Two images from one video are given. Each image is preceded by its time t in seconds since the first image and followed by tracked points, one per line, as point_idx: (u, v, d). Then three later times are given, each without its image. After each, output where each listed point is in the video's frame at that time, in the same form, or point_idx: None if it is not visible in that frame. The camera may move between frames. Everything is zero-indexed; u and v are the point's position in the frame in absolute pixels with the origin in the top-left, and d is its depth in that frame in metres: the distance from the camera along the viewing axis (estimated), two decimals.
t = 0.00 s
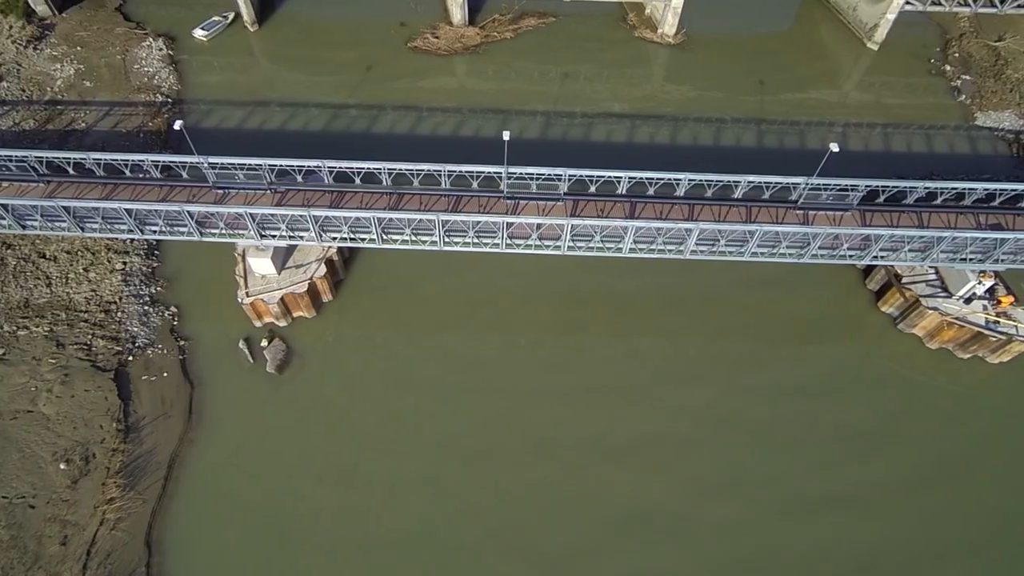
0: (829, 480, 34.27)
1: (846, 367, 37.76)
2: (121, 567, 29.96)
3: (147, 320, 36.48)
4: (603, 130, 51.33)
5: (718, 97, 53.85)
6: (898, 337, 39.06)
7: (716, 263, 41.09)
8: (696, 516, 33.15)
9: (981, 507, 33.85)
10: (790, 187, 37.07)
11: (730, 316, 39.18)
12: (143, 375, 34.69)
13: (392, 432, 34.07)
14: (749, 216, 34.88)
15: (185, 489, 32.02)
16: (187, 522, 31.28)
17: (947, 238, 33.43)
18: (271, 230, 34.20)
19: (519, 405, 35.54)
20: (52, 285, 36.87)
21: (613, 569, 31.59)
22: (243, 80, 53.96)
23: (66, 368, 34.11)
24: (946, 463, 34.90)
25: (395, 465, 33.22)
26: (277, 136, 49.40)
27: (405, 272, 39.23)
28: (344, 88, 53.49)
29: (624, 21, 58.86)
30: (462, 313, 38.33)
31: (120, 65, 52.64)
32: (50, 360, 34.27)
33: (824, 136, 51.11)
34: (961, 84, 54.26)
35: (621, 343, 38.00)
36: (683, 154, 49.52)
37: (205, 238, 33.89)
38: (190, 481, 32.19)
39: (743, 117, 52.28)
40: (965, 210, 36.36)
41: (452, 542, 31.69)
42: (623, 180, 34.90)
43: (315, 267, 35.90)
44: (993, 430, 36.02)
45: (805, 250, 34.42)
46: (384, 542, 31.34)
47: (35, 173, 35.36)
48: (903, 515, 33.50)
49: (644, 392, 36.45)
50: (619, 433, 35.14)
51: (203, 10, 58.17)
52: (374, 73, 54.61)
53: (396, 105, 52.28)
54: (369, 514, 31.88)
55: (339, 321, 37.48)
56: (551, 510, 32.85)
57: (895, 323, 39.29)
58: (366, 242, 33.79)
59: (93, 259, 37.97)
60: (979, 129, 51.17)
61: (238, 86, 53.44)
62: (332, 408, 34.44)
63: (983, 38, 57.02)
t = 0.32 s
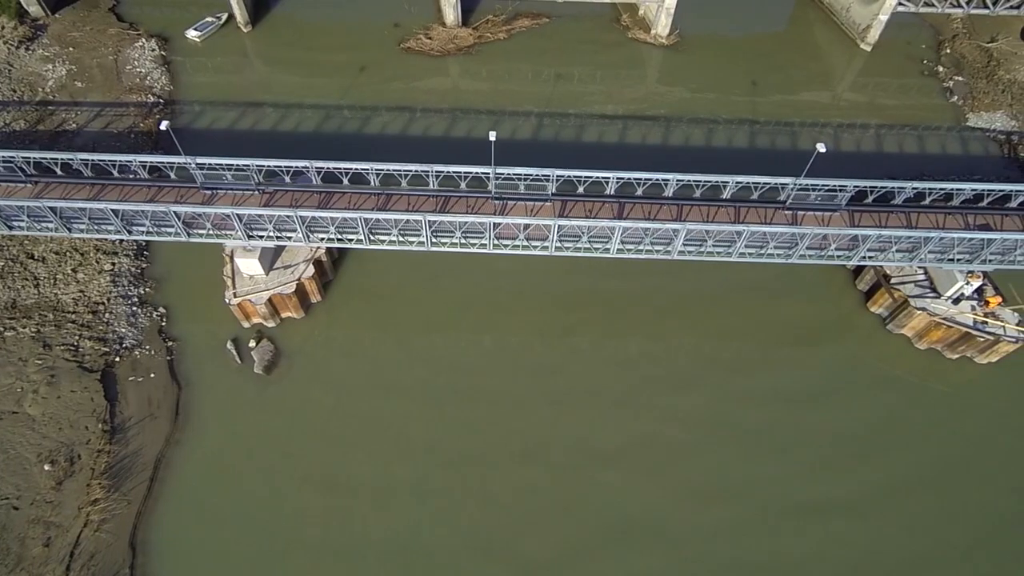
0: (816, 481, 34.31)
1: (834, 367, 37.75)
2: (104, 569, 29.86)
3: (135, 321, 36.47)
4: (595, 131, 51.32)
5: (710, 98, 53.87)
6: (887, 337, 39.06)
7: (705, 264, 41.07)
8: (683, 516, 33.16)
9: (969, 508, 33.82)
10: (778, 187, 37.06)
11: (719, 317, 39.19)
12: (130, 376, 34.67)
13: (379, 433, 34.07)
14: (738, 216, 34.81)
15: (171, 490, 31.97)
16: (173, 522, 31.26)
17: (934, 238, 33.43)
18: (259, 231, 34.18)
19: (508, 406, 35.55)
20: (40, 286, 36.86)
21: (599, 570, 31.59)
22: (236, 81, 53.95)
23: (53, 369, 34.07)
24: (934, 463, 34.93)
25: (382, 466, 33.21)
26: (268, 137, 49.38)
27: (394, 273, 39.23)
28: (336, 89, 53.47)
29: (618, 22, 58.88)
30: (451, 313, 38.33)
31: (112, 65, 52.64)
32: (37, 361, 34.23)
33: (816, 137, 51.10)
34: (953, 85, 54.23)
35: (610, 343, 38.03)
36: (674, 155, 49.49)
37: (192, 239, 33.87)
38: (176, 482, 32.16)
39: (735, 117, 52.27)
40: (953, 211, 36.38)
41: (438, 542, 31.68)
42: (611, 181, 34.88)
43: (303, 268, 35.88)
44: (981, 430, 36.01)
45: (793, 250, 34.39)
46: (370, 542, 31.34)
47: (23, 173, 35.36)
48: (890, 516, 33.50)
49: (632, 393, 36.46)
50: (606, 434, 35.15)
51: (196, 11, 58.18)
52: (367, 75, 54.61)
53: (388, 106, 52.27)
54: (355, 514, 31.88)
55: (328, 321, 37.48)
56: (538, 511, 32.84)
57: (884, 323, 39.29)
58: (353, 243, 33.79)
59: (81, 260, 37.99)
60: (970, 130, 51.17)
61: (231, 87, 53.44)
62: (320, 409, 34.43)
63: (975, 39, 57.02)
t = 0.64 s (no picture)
0: (803, 481, 34.36)
1: (822, 368, 37.77)
2: (87, 571, 29.78)
3: (122, 322, 36.42)
4: (587, 131, 51.28)
5: (703, 99, 53.86)
6: (875, 338, 39.06)
7: (694, 264, 41.06)
8: (670, 516, 33.17)
9: (955, 508, 33.84)
10: (767, 188, 37.04)
11: (707, 317, 39.18)
12: (117, 377, 34.63)
13: (365, 433, 34.08)
14: (726, 216, 34.75)
15: (155, 491, 31.93)
16: (157, 522, 31.23)
17: (921, 239, 33.44)
18: (245, 231, 34.13)
19: (494, 406, 35.54)
20: (27, 287, 36.81)
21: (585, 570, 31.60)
22: (228, 82, 53.92)
23: (38, 370, 34.00)
24: (920, 463, 34.94)
25: (368, 465, 33.26)
26: (259, 137, 49.34)
27: (383, 273, 39.21)
28: (328, 89, 53.43)
29: (611, 23, 58.88)
30: (440, 314, 38.29)
31: (103, 66, 52.58)
32: (22, 362, 34.16)
33: (808, 137, 51.06)
34: (945, 86, 54.23)
35: (597, 344, 38.08)
36: (666, 156, 49.47)
37: (178, 239, 33.82)
38: (160, 483, 32.12)
39: (727, 118, 52.26)
40: (941, 212, 36.42)
41: (423, 542, 31.70)
42: (598, 181, 34.82)
43: (291, 268, 35.82)
44: (967, 430, 36.06)
45: (781, 250, 34.36)
46: (355, 543, 31.35)
47: (9, 174, 35.31)
48: (876, 516, 33.51)
49: (619, 394, 36.50)
50: (592, 433, 35.22)
51: (189, 12, 58.16)
52: (359, 75, 54.56)
53: (379, 107, 52.19)
54: (341, 514, 31.88)
55: (316, 322, 37.47)
56: (524, 511, 32.83)
57: (873, 323, 39.30)
58: (340, 243, 33.78)
59: (69, 261, 37.97)
60: (962, 130, 51.17)
61: (222, 87, 53.40)
62: (306, 409, 34.43)
63: (967, 40, 57.04)
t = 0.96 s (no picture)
0: (788, 482, 34.37)
1: (809, 368, 37.77)
2: (69, 572, 29.75)
3: (109, 322, 36.40)
4: (577, 132, 51.27)
5: (694, 99, 53.89)
6: (863, 338, 39.07)
7: (682, 264, 41.04)
8: (655, 516, 33.19)
9: (940, 508, 33.84)
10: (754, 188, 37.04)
11: (695, 318, 39.18)
12: (102, 378, 34.59)
13: (351, 433, 34.07)
14: (713, 216, 34.75)
15: (139, 491, 31.90)
16: (141, 523, 31.18)
17: (907, 239, 33.44)
18: (231, 232, 34.15)
19: (481, 407, 35.55)
20: (13, 287, 36.77)
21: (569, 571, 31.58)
22: (219, 83, 53.94)
23: (23, 371, 33.93)
24: (906, 464, 34.92)
25: (353, 465, 33.26)
26: (250, 138, 49.34)
27: (371, 274, 39.22)
28: (319, 90, 53.45)
29: (603, 23, 58.95)
30: (427, 314, 38.31)
31: (94, 67, 52.58)
32: (7, 363, 34.11)
33: (798, 137, 51.05)
34: (937, 86, 54.22)
35: (585, 345, 38.10)
36: (656, 156, 49.46)
37: (164, 240, 33.82)
38: (145, 483, 32.09)
39: (718, 118, 52.29)
40: (928, 212, 36.43)
41: (408, 543, 31.68)
42: (585, 181, 34.80)
43: (277, 269, 35.80)
44: (954, 430, 36.05)
45: (767, 250, 34.34)
46: (339, 543, 31.34)
47: None
48: (861, 516, 33.49)
49: (606, 394, 36.53)
50: (578, 434, 35.22)
51: (180, 13, 58.19)
52: (350, 76, 54.56)
53: (370, 108, 52.19)
54: (324, 515, 31.84)
55: (303, 322, 37.48)
56: (509, 512, 32.84)
57: (861, 324, 39.30)
58: (326, 243, 33.88)
59: (56, 261, 37.95)
60: (952, 130, 51.17)
61: (213, 88, 53.42)
62: (293, 410, 34.44)
63: (959, 40, 57.06)
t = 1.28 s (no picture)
0: (773, 482, 34.38)
1: (796, 369, 37.75)
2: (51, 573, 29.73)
3: (95, 323, 36.40)
4: (567, 132, 51.25)
5: (684, 100, 53.93)
6: (850, 338, 39.04)
7: (670, 265, 41.03)
8: (639, 516, 33.23)
9: (925, 508, 33.83)
10: (741, 189, 37.05)
11: (682, 318, 39.18)
12: (87, 379, 34.60)
13: (335, 434, 34.06)
14: (699, 216, 34.77)
15: (122, 492, 31.88)
16: (124, 523, 31.18)
17: (894, 239, 33.41)
18: (217, 232, 34.12)
19: (467, 407, 35.57)
20: None
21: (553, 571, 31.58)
22: (211, 84, 53.91)
23: (8, 372, 33.91)
24: (891, 464, 34.90)
25: (338, 466, 33.25)
26: (239, 139, 49.32)
27: (358, 274, 39.22)
28: (310, 91, 53.47)
29: (594, 24, 58.99)
30: (414, 315, 38.32)
31: (85, 67, 52.58)
32: None
33: (789, 138, 50.99)
34: (928, 87, 54.22)
35: (572, 345, 38.10)
36: (646, 157, 49.44)
37: (150, 241, 33.81)
38: (129, 483, 32.09)
39: (708, 119, 52.29)
40: (916, 212, 36.40)
41: (391, 543, 31.70)
42: (571, 182, 34.77)
43: (263, 270, 35.77)
44: (940, 431, 36.00)
45: (753, 251, 34.28)
46: (322, 543, 31.34)
47: None
48: (845, 516, 33.50)
49: (593, 394, 36.61)
50: (564, 435, 35.22)
51: (172, 15, 58.21)
52: (341, 77, 54.56)
53: (360, 108, 52.20)
54: (308, 515, 31.84)
55: (289, 323, 37.48)
56: (493, 512, 32.84)
57: (848, 324, 39.29)
58: (311, 244, 33.92)
59: (43, 262, 37.95)
60: (943, 131, 51.13)
61: (204, 89, 53.42)
62: (278, 411, 34.42)
63: (951, 41, 57.04)
